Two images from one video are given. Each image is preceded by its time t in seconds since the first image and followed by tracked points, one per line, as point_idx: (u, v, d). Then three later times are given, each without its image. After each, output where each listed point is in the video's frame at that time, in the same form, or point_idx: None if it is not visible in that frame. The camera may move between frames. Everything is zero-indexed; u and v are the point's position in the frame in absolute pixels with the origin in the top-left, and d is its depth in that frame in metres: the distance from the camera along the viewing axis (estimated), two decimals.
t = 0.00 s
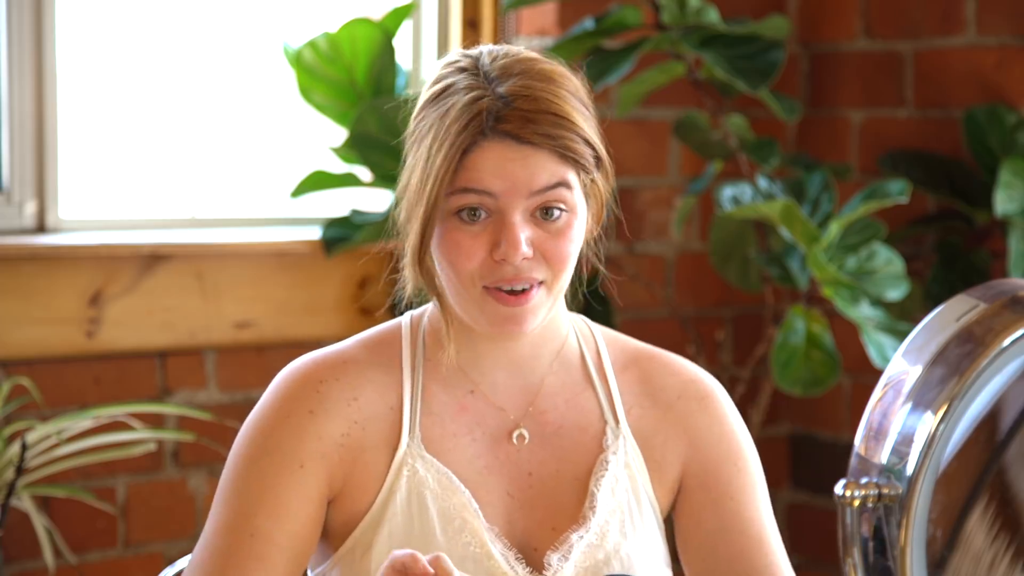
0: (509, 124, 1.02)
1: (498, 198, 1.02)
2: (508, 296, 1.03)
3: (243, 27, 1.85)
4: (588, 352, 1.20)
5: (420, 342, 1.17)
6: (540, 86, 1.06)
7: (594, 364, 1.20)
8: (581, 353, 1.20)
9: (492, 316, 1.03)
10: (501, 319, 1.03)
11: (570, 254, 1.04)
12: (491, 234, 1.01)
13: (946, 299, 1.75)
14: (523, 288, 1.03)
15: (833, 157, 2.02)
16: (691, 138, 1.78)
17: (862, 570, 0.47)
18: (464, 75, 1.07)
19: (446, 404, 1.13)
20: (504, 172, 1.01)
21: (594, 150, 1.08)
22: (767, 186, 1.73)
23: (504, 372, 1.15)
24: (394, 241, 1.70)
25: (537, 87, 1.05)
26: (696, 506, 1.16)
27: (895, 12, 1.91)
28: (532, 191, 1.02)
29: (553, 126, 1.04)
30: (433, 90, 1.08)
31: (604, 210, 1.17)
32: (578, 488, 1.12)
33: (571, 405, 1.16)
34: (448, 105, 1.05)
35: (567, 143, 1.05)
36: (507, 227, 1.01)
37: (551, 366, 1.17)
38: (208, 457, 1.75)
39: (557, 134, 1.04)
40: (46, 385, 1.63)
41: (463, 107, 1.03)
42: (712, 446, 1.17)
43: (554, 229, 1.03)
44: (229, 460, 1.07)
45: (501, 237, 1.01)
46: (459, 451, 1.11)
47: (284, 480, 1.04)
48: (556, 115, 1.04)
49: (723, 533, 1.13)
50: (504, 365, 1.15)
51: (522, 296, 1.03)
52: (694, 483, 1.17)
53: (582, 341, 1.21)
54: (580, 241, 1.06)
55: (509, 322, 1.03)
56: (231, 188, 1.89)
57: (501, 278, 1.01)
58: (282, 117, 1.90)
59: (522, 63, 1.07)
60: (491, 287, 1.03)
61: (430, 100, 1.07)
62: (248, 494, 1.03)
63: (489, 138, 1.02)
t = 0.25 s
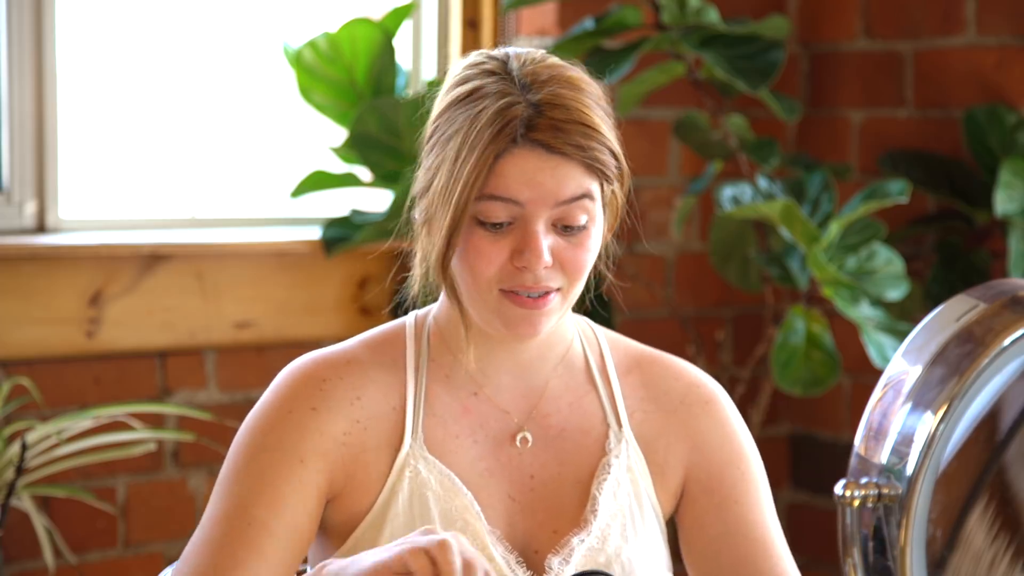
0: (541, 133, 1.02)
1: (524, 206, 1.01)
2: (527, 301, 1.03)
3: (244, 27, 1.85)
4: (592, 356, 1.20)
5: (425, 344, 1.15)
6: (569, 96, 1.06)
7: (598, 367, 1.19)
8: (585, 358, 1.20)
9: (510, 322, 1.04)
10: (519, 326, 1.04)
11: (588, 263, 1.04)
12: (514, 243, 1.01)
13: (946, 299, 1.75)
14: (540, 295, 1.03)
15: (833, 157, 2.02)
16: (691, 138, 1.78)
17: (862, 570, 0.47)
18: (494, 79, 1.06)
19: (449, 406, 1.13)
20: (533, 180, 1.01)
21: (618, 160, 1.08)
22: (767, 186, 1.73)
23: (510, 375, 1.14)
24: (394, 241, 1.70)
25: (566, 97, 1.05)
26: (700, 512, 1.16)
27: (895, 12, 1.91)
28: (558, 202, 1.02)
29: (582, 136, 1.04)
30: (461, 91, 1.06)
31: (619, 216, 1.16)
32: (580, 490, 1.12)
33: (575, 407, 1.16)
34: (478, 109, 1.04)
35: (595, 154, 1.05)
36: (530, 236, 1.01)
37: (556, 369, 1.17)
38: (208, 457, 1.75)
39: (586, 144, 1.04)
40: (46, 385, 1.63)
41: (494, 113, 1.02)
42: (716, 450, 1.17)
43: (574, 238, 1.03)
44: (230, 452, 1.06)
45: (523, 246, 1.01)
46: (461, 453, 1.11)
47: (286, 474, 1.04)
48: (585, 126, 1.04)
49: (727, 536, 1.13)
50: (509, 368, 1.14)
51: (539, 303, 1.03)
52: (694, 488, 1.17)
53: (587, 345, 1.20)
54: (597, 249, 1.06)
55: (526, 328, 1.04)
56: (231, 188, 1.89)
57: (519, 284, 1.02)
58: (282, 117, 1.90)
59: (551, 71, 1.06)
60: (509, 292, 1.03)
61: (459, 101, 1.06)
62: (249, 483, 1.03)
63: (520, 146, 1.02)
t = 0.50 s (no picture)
0: (547, 138, 1.01)
1: (528, 213, 1.01)
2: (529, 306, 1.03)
3: (244, 27, 1.85)
4: (592, 356, 1.20)
5: (426, 344, 1.15)
6: (574, 102, 1.05)
7: (597, 368, 1.20)
8: (584, 359, 1.20)
9: (512, 326, 1.04)
10: (520, 330, 1.04)
11: (588, 268, 1.04)
12: (517, 249, 1.01)
13: (946, 299, 1.75)
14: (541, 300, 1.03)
15: (833, 157, 2.02)
16: (691, 138, 1.78)
17: (862, 571, 0.47)
18: (501, 82, 1.05)
19: (450, 407, 1.13)
20: (538, 186, 1.01)
21: (622, 167, 1.08)
22: (767, 186, 1.73)
23: (509, 376, 1.14)
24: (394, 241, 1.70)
25: (572, 102, 1.05)
26: (700, 515, 1.16)
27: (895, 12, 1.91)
28: (563, 210, 1.01)
29: (588, 142, 1.04)
30: (468, 92, 1.06)
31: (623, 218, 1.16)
32: (579, 491, 1.13)
33: (573, 408, 1.17)
34: (484, 112, 1.03)
35: (600, 160, 1.04)
36: (533, 243, 1.00)
37: (555, 372, 1.17)
38: (208, 457, 1.75)
39: (591, 150, 1.04)
40: (46, 385, 1.63)
41: (501, 117, 1.02)
42: (715, 451, 1.17)
43: (576, 244, 1.03)
44: (239, 426, 1.05)
45: (526, 252, 1.01)
46: (462, 453, 1.11)
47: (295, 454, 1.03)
48: (591, 132, 1.04)
49: (729, 539, 1.12)
50: (509, 369, 1.14)
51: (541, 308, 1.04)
52: (694, 490, 1.17)
53: (586, 345, 1.21)
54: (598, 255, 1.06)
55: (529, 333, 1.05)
56: (231, 188, 1.89)
57: (521, 291, 1.02)
58: (282, 117, 1.90)
59: (557, 76, 1.06)
60: (511, 298, 1.03)
61: (466, 102, 1.06)
62: (260, 451, 1.02)
63: (526, 151, 1.01)
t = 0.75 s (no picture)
0: (550, 142, 1.01)
1: (534, 215, 1.01)
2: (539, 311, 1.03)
3: (243, 26, 1.85)
4: (595, 359, 1.20)
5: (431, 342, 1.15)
6: (579, 106, 1.05)
7: (601, 372, 1.20)
8: (588, 362, 1.20)
9: (518, 332, 1.04)
10: (526, 337, 1.04)
11: (596, 270, 1.04)
12: (525, 252, 1.01)
13: (946, 299, 1.76)
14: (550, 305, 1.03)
15: (833, 157, 2.02)
16: (691, 138, 1.78)
17: (863, 570, 0.49)
18: (504, 87, 1.05)
19: (455, 409, 1.13)
20: (544, 190, 1.00)
21: (626, 170, 1.08)
22: (767, 186, 1.73)
23: (515, 382, 1.15)
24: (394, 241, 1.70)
25: (577, 107, 1.05)
26: (700, 519, 1.16)
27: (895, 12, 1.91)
28: (569, 212, 1.01)
29: (592, 146, 1.03)
30: (472, 98, 1.06)
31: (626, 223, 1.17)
32: (583, 494, 1.12)
33: (576, 412, 1.17)
34: (487, 117, 1.03)
35: (604, 164, 1.04)
36: (540, 248, 1.00)
37: (558, 376, 1.17)
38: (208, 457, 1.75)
39: (595, 154, 1.03)
40: (46, 385, 1.63)
41: (504, 121, 1.02)
42: (714, 455, 1.17)
43: (583, 246, 1.03)
44: (255, 392, 1.06)
45: (533, 257, 1.01)
46: (467, 455, 1.11)
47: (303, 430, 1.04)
48: (594, 136, 1.04)
49: (728, 545, 1.12)
50: (514, 373, 1.14)
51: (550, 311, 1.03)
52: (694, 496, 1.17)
53: (590, 349, 1.21)
54: (606, 256, 1.06)
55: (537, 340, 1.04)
56: (231, 188, 1.89)
57: (530, 296, 1.02)
58: (281, 117, 1.90)
59: (562, 80, 1.06)
60: (518, 304, 1.03)
61: (469, 108, 1.06)
62: (269, 426, 1.02)
63: (530, 155, 1.01)
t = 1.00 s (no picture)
0: (551, 166, 1.00)
1: (535, 233, 1.01)
2: (534, 326, 1.04)
3: (243, 26, 1.85)
4: (597, 361, 1.20)
5: (433, 343, 1.15)
6: (579, 121, 1.04)
7: (603, 373, 1.19)
8: (590, 363, 1.20)
9: (520, 341, 1.06)
10: (526, 347, 1.06)
11: (597, 282, 1.05)
12: (525, 269, 1.01)
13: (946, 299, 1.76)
14: (552, 317, 1.04)
15: (833, 157, 2.02)
16: (691, 138, 1.78)
17: (863, 570, 0.50)
18: (501, 104, 1.05)
19: (458, 411, 1.13)
20: (545, 210, 1.00)
21: (627, 182, 1.08)
22: (767, 186, 1.73)
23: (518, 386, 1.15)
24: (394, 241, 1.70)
25: (576, 123, 1.04)
26: (704, 520, 1.16)
27: (895, 12, 1.91)
28: (569, 229, 1.01)
29: (592, 165, 1.03)
30: (470, 115, 1.05)
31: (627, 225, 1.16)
32: (585, 497, 1.12)
33: (580, 414, 1.17)
34: (487, 138, 1.03)
35: (605, 183, 1.03)
36: (541, 265, 1.01)
37: (562, 377, 1.17)
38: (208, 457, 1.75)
39: (596, 173, 1.03)
40: (46, 385, 1.63)
41: (505, 145, 1.01)
42: (716, 457, 1.17)
43: (583, 260, 1.03)
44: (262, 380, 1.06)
45: (535, 274, 1.01)
46: (471, 457, 1.11)
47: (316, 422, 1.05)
48: (594, 154, 1.03)
49: (732, 545, 1.12)
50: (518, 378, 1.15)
51: (550, 325, 1.05)
52: (697, 496, 1.17)
53: (593, 350, 1.20)
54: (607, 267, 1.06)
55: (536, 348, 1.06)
56: (231, 188, 1.89)
57: (529, 307, 1.03)
58: (281, 117, 1.90)
59: (559, 94, 1.05)
60: (519, 315, 1.04)
61: (468, 125, 1.05)
62: (279, 412, 1.03)
63: (531, 178, 1.00)
